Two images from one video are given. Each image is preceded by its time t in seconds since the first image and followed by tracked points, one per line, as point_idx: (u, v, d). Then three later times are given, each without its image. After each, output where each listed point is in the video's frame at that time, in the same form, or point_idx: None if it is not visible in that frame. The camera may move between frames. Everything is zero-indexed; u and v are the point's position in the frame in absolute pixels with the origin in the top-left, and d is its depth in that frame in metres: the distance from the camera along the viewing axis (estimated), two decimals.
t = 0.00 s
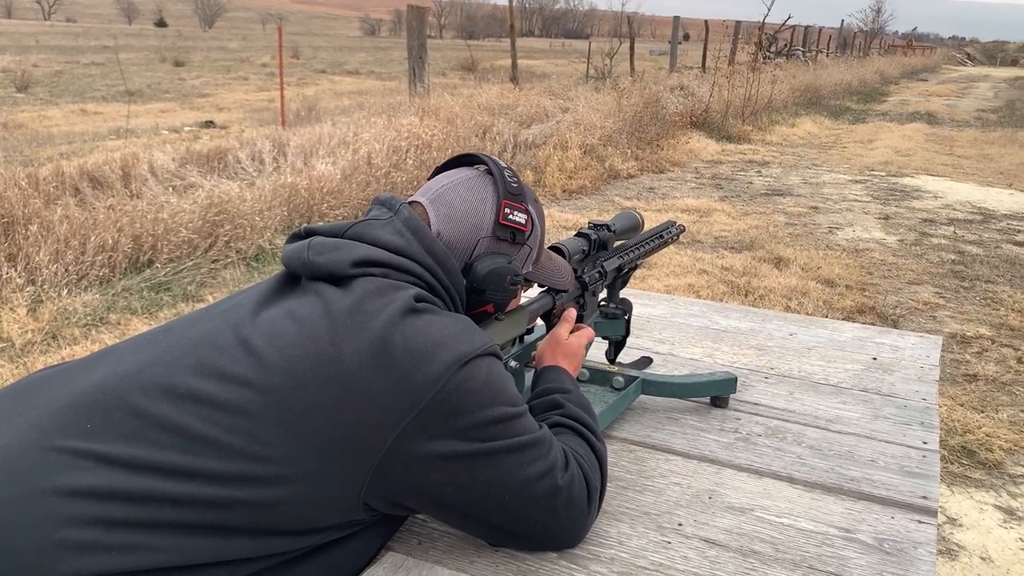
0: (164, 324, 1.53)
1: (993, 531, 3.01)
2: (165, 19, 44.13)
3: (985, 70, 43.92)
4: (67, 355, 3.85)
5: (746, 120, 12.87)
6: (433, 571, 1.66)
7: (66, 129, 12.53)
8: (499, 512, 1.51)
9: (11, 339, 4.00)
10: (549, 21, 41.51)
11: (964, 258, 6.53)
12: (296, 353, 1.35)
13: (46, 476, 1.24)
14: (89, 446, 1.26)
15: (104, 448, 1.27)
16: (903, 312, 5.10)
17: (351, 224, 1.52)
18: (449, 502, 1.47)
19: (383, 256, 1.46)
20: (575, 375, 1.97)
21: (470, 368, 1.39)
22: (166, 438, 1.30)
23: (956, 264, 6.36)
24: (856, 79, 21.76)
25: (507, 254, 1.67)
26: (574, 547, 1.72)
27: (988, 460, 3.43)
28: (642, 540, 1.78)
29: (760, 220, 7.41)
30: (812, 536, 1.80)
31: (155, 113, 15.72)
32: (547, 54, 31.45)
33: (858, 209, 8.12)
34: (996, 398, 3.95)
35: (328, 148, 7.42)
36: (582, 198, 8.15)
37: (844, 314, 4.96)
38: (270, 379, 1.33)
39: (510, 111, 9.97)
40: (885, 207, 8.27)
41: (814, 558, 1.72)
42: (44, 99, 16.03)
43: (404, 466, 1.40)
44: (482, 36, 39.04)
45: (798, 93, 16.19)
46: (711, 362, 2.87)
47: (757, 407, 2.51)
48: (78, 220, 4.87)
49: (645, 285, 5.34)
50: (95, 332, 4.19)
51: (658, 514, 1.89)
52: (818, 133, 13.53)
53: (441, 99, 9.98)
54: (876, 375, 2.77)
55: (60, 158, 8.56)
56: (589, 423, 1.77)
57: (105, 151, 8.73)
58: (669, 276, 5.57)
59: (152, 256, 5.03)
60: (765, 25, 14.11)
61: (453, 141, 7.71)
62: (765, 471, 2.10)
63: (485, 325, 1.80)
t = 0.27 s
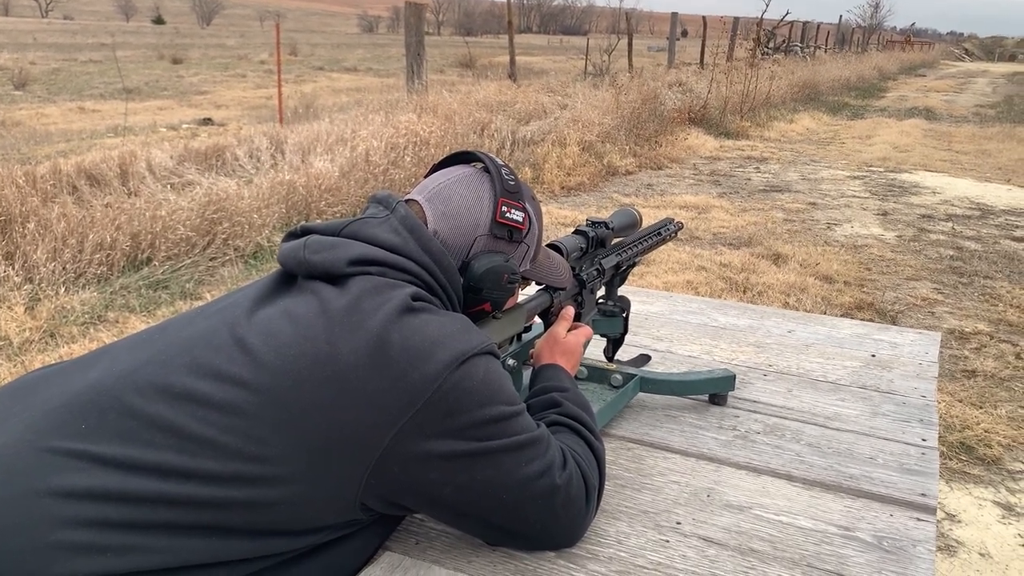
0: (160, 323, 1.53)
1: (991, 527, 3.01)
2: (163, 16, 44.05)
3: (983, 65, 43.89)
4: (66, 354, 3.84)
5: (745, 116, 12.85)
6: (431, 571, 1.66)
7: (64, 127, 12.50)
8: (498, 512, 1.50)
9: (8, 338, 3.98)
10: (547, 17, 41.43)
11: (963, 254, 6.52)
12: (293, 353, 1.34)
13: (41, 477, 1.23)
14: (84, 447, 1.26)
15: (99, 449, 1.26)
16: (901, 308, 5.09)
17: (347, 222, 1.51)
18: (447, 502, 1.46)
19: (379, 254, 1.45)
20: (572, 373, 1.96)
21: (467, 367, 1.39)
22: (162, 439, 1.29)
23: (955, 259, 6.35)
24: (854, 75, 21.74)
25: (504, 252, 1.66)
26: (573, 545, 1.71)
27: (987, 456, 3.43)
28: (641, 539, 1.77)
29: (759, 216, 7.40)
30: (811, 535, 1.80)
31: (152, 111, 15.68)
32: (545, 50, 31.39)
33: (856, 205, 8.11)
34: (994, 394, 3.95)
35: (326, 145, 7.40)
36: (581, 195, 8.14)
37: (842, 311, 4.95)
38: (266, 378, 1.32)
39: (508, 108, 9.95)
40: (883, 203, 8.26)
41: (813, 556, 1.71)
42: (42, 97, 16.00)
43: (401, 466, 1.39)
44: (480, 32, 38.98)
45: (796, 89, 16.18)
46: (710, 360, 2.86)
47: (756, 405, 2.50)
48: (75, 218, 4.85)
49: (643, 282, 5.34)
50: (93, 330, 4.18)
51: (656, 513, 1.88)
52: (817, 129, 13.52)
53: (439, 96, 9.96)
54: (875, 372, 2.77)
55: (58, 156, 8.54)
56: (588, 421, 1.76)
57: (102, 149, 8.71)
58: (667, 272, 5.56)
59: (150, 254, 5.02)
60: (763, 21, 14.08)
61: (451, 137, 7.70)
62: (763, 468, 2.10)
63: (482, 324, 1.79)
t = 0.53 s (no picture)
0: (158, 321, 1.52)
1: (991, 523, 3.01)
2: (161, 14, 43.98)
3: (982, 62, 43.86)
4: (64, 353, 3.83)
5: (744, 113, 12.84)
6: (430, 570, 1.65)
7: (62, 125, 12.48)
8: (497, 511, 1.50)
9: (7, 337, 3.97)
10: (546, 15, 41.38)
11: (962, 251, 6.52)
12: (290, 351, 1.33)
13: (37, 477, 1.22)
14: (81, 447, 1.25)
15: (96, 448, 1.25)
16: (901, 305, 5.09)
17: (345, 220, 1.50)
18: (446, 502, 1.46)
19: (378, 253, 1.44)
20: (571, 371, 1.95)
21: (465, 366, 1.38)
22: (159, 438, 1.28)
23: (954, 256, 6.35)
24: (853, 72, 21.72)
25: (503, 250, 1.65)
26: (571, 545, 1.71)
27: (987, 453, 3.43)
28: (641, 538, 1.77)
29: (758, 214, 7.39)
30: (811, 532, 1.79)
31: (151, 109, 15.65)
32: (545, 48, 31.36)
33: (855, 202, 8.10)
34: (994, 391, 3.94)
35: (325, 143, 7.39)
36: (580, 192, 8.13)
37: (842, 308, 4.95)
38: (263, 377, 1.31)
39: (507, 106, 9.94)
40: (883, 200, 8.25)
41: (813, 554, 1.71)
42: (40, 96, 15.96)
43: (399, 465, 1.39)
44: (478, 30, 38.96)
45: (795, 86, 16.17)
46: (710, 357, 2.85)
47: (756, 402, 2.50)
48: (74, 217, 4.84)
49: (643, 280, 5.33)
50: (92, 329, 4.17)
51: (656, 511, 1.88)
52: (816, 126, 13.50)
53: (438, 93, 9.95)
54: (875, 369, 2.77)
55: (56, 155, 8.52)
56: (587, 419, 1.76)
57: (100, 147, 8.69)
58: (667, 269, 5.56)
59: (149, 252, 5.01)
60: (762, 18, 14.06)
61: (450, 135, 7.68)
62: (764, 466, 2.09)
63: (480, 323, 1.79)
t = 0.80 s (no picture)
0: (152, 319, 1.51)
1: (990, 522, 3.01)
2: (159, 13, 43.94)
3: (982, 61, 43.85)
4: (64, 352, 3.83)
5: (743, 112, 12.84)
6: (429, 569, 1.65)
7: (61, 125, 12.48)
8: (493, 514, 1.49)
9: (6, 337, 3.97)
10: (545, 13, 41.35)
11: (962, 250, 6.51)
12: (285, 352, 1.33)
13: (29, 477, 1.21)
14: (74, 446, 1.24)
15: (89, 448, 1.25)
16: (900, 304, 5.09)
17: (340, 219, 1.50)
18: (441, 504, 1.45)
19: (372, 254, 1.44)
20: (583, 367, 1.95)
21: (462, 370, 1.38)
22: (153, 438, 1.28)
23: (954, 255, 6.35)
24: (853, 70, 21.72)
25: (497, 246, 1.64)
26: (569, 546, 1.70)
27: (986, 452, 3.43)
28: (640, 537, 1.77)
29: (758, 212, 7.38)
30: (810, 532, 1.79)
31: (150, 108, 15.63)
32: (544, 47, 31.36)
33: (855, 201, 8.10)
34: (994, 389, 3.94)
35: (324, 142, 7.39)
36: (579, 191, 8.13)
37: (841, 307, 4.95)
38: (257, 378, 1.31)
39: (506, 105, 9.94)
40: (882, 199, 8.25)
41: (812, 554, 1.71)
42: (38, 95, 15.93)
43: (395, 468, 1.39)
44: (477, 29, 38.94)
45: (795, 85, 16.16)
46: (709, 357, 2.85)
47: (756, 402, 2.50)
48: (73, 216, 4.84)
49: (642, 279, 5.33)
50: (91, 328, 4.16)
51: (655, 510, 1.88)
52: (815, 125, 13.50)
53: (437, 92, 9.94)
54: (874, 368, 2.77)
55: (54, 154, 8.51)
56: (589, 418, 1.75)
57: (99, 147, 8.67)
58: (666, 268, 5.56)
59: (148, 252, 5.00)
60: (761, 17, 14.05)
61: (449, 134, 7.68)
62: (763, 466, 2.09)
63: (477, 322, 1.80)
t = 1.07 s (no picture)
0: (149, 317, 1.51)
1: (990, 523, 3.02)
2: (160, 14, 43.96)
3: (982, 62, 43.87)
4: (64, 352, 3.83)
5: (743, 112, 12.85)
6: (429, 570, 1.66)
7: (62, 125, 12.50)
8: (492, 516, 1.50)
9: (6, 337, 3.97)
10: (545, 14, 41.41)
11: (961, 251, 6.52)
12: (284, 355, 1.33)
13: (29, 477, 1.21)
14: (73, 447, 1.24)
15: (88, 448, 1.25)
16: (900, 305, 5.09)
17: (325, 218, 1.50)
18: (439, 507, 1.46)
19: (361, 253, 1.44)
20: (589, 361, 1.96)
21: (461, 374, 1.38)
22: (153, 439, 1.28)
23: (953, 256, 6.36)
24: (852, 70, 21.75)
25: (483, 225, 1.61)
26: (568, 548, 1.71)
27: (986, 453, 3.43)
28: (640, 538, 1.77)
29: (758, 213, 7.39)
30: (809, 532, 1.80)
31: (150, 109, 15.65)
32: (544, 47, 31.40)
33: (855, 202, 8.10)
34: (993, 390, 3.95)
35: (324, 142, 7.39)
36: (579, 192, 8.14)
37: (841, 307, 4.95)
38: (257, 381, 1.31)
39: (506, 105, 9.94)
40: (882, 200, 8.26)
41: (812, 554, 1.71)
42: (38, 95, 15.94)
43: (395, 470, 1.39)
44: (477, 29, 38.98)
45: (795, 85, 16.18)
46: (709, 357, 2.86)
47: (755, 402, 2.50)
48: (73, 216, 4.84)
49: (642, 279, 5.34)
50: (92, 329, 4.17)
51: (655, 511, 1.88)
52: (815, 126, 13.51)
53: (437, 92, 9.95)
54: (873, 369, 2.77)
55: (55, 154, 8.52)
56: (592, 418, 1.75)
57: (100, 147, 8.68)
58: (666, 269, 5.56)
59: (149, 252, 5.01)
60: (761, 18, 14.07)
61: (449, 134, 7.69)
62: (762, 466, 2.10)
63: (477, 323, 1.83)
